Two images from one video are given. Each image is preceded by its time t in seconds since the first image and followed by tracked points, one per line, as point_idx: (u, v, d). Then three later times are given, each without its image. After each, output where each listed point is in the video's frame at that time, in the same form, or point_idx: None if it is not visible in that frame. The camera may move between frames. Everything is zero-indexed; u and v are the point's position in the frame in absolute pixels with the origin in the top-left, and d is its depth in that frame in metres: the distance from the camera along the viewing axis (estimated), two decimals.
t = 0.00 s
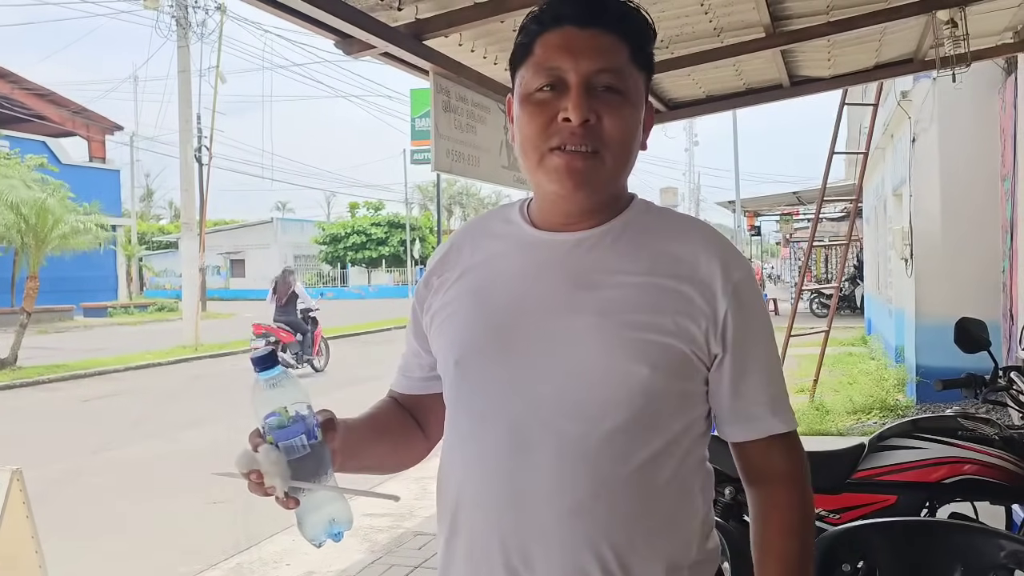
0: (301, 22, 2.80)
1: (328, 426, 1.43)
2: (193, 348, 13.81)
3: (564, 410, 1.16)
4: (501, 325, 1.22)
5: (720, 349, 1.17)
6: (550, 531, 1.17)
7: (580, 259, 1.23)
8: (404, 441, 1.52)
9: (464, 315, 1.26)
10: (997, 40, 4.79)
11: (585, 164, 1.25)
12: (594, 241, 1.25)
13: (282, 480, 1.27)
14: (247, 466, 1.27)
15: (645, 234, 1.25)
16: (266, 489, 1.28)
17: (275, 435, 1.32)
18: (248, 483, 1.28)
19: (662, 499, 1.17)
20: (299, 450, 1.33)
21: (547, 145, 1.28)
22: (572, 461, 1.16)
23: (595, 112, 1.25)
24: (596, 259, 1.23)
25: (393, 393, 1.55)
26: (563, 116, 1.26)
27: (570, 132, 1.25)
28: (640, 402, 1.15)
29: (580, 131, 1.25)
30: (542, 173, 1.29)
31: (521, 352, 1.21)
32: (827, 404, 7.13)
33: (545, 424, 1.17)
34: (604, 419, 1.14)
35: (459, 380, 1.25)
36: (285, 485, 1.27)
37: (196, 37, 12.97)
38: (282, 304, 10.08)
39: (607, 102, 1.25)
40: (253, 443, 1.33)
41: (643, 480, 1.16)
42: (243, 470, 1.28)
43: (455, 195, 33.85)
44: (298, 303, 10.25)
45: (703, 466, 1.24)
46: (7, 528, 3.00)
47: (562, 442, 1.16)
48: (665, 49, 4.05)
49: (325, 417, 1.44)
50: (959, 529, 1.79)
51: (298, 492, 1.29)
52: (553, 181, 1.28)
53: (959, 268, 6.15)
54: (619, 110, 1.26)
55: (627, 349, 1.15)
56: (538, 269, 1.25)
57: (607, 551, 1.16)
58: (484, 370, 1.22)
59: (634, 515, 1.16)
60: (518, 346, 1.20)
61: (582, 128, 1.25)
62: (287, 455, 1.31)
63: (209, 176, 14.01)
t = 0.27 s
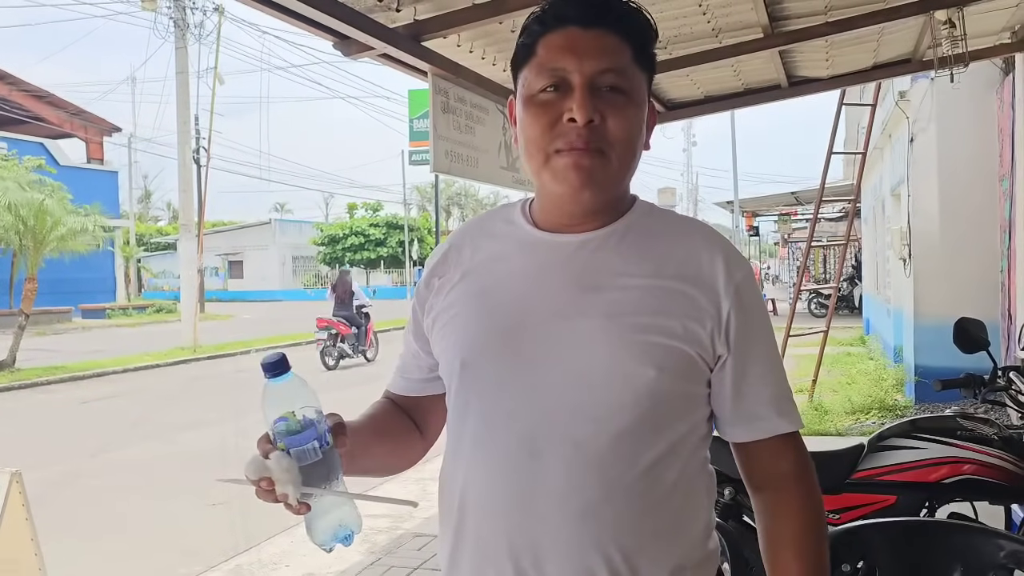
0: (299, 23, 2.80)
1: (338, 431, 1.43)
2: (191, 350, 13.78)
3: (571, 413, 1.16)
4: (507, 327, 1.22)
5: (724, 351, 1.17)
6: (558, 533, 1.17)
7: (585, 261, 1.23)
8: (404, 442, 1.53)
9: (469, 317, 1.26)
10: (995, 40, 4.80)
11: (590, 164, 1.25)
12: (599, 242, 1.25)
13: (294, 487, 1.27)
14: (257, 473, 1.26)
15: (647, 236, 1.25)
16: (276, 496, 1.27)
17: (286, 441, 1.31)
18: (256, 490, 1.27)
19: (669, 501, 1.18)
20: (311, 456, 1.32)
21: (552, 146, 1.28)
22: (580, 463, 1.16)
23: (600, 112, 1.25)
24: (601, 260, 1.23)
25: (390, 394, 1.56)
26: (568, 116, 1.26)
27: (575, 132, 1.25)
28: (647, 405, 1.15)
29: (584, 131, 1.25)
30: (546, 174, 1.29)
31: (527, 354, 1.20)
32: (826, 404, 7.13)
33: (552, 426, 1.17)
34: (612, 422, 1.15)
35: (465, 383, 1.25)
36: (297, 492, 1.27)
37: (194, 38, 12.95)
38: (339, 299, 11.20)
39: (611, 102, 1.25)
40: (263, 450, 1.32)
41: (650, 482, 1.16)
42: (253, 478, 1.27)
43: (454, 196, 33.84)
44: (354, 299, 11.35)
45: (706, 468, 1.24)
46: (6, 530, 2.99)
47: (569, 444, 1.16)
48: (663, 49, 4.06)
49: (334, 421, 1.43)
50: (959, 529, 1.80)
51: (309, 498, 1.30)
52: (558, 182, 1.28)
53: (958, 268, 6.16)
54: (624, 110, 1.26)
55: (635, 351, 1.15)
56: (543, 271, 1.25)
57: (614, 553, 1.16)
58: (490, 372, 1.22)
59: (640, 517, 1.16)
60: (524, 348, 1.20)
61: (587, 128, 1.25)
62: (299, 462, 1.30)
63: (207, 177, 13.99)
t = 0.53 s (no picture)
0: (298, 25, 2.80)
1: (339, 433, 1.43)
2: (190, 351, 13.78)
3: (573, 415, 1.16)
4: (508, 330, 1.22)
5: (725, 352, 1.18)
6: (561, 536, 1.17)
7: (585, 263, 1.24)
8: (404, 443, 1.52)
9: (470, 320, 1.27)
10: (992, 41, 4.81)
11: (587, 162, 1.25)
12: (599, 244, 1.26)
13: (294, 489, 1.27)
14: (257, 474, 1.27)
15: (648, 237, 1.25)
16: (276, 497, 1.28)
17: (286, 443, 1.31)
18: (257, 492, 1.28)
19: (671, 502, 1.18)
20: (311, 458, 1.33)
21: (548, 146, 1.27)
22: (582, 465, 1.16)
23: (594, 110, 1.25)
24: (601, 262, 1.23)
25: (391, 397, 1.56)
26: (562, 115, 1.26)
27: (571, 131, 1.25)
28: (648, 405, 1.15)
29: (581, 129, 1.25)
30: (546, 173, 1.28)
31: (528, 355, 1.21)
32: (824, 404, 7.15)
33: (554, 427, 1.17)
34: (614, 424, 1.15)
35: (466, 385, 1.25)
36: (297, 493, 1.27)
37: (192, 40, 12.96)
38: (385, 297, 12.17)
39: (606, 100, 1.26)
40: (263, 451, 1.32)
41: (652, 483, 1.16)
42: (254, 479, 1.28)
43: (452, 197, 33.87)
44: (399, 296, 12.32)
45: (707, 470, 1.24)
46: (6, 531, 2.99)
47: (571, 446, 1.16)
48: (661, 51, 4.06)
49: (334, 423, 1.44)
50: (957, 530, 1.73)
51: (309, 498, 1.30)
52: (557, 181, 1.27)
53: (956, 269, 6.16)
54: (619, 107, 1.26)
55: (636, 352, 1.16)
56: (543, 273, 1.25)
57: (619, 557, 1.16)
58: (491, 374, 1.22)
59: (643, 519, 1.16)
60: (525, 350, 1.21)
61: (582, 125, 1.25)
62: (299, 463, 1.31)
63: (205, 178, 13.99)
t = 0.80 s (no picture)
0: (294, 25, 2.80)
1: (335, 433, 1.43)
2: (185, 352, 13.76)
3: (570, 415, 1.16)
4: (504, 330, 1.22)
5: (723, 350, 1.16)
6: (562, 536, 1.17)
7: (582, 262, 1.24)
8: (403, 446, 1.52)
9: (466, 320, 1.27)
10: (987, 42, 4.82)
11: (580, 158, 1.24)
12: (594, 244, 1.26)
13: (291, 489, 1.27)
14: (254, 475, 1.27)
15: (644, 235, 1.25)
16: (274, 498, 1.28)
17: (283, 443, 1.31)
18: (254, 492, 1.29)
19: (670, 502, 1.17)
20: (307, 459, 1.32)
21: (540, 143, 1.27)
22: (580, 465, 1.16)
23: (583, 104, 1.25)
24: (597, 260, 1.23)
25: (391, 399, 1.56)
26: (553, 109, 1.26)
27: (561, 126, 1.25)
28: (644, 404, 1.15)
29: (572, 123, 1.25)
30: (540, 171, 1.28)
31: (524, 354, 1.21)
32: (820, 404, 7.16)
33: (551, 427, 1.17)
34: (612, 424, 1.14)
35: (463, 387, 1.25)
36: (294, 494, 1.27)
37: (188, 41, 12.95)
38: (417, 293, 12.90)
39: (595, 95, 1.26)
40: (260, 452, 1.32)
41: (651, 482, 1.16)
42: (251, 479, 1.28)
43: (448, 198, 33.92)
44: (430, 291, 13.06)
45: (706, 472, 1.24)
46: (1, 533, 2.98)
47: (569, 446, 1.16)
48: (657, 51, 4.06)
49: (331, 423, 1.44)
50: (953, 529, 1.69)
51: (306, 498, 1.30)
52: (553, 177, 1.27)
53: (951, 269, 6.18)
54: (608, 101, 1.26)
55: (632, 350, 1.15)
56: (538, 272, 1.25)
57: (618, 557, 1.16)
58: (488, 375, 1.22)
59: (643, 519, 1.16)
60: (521, 349, 1.21)
61: (572, 118, 1.25)
62: (296, 463, 1.30)
63: (201, 179, 13.98)
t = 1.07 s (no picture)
0: (288, 26, 2.79)
1: (326, 433, 1.43)
2: (180, 353, 13.69)
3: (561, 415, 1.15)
4: (495, 331, 1.22)
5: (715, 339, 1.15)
6: (556, 536, 1.16)
7: (573, 263, 1.23)
8: (399, 448, 1.51)
9: (458, 322, 1.26)
10: (981, 43, 4.83)
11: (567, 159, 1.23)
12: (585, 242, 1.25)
13: (282, 489, 1.27)
14: (245, 475, 1.27)
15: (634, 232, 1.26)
16: (264, 497, 1.28)
17: (273, 444, 1.30)
18: (245, 492, 1.28)
19: (663, 497, 1.16)
20: (298, 459, 1.31)
21: (526, 149, 1.27)
22: (573, 464, 1.15)
23: (569, 106, 1.24)
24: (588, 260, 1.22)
25: (387, 401, 1.55)
26: (536, 114, 1.25)
27: (546, 130, 1.24)
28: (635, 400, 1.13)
29: (557, 126, 1.24)
30: (529, 178, 1.28)
31: (514, 355, 1.20)
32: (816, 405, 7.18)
33: (542, 427, 1.17)
34: (603, 422, 1.13)
35: (456, 389, 1.24)
36: (284, 493, 1.26)
37: (182, 42, 12.90)
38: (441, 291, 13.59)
39: (579, 95, 1.25)
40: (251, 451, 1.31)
41: (645, 479, 1.15)
42: (242, 480, 1.28)
43: (443, 199, 33.91)
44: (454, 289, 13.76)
45: (699, 470, 1.23)
46: None
47: (562, 446, 1.15)
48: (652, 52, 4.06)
49: (322, 423, 1.42)
50: (948, 528, 1.68)
51: (297, 499, 1.29)
52: (543, 187, 1.27)
53: (945, 269, 6.19)
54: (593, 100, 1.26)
55: (622, 349, 1.14)
56: (528, 273, 1.25)
57: (612, 555, 1.15)
58: (479, 376, 1.22)
59: (637, 516, 1.15)
60: (512, 350, 1.20)
61: (556, 122, 1.24)
62: (287, 464, 1.29)
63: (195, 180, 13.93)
